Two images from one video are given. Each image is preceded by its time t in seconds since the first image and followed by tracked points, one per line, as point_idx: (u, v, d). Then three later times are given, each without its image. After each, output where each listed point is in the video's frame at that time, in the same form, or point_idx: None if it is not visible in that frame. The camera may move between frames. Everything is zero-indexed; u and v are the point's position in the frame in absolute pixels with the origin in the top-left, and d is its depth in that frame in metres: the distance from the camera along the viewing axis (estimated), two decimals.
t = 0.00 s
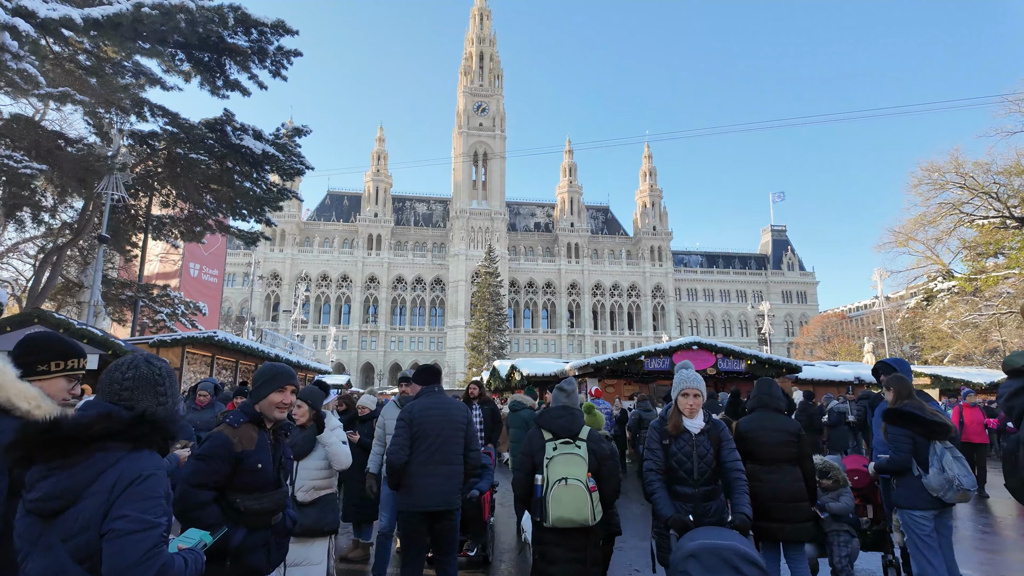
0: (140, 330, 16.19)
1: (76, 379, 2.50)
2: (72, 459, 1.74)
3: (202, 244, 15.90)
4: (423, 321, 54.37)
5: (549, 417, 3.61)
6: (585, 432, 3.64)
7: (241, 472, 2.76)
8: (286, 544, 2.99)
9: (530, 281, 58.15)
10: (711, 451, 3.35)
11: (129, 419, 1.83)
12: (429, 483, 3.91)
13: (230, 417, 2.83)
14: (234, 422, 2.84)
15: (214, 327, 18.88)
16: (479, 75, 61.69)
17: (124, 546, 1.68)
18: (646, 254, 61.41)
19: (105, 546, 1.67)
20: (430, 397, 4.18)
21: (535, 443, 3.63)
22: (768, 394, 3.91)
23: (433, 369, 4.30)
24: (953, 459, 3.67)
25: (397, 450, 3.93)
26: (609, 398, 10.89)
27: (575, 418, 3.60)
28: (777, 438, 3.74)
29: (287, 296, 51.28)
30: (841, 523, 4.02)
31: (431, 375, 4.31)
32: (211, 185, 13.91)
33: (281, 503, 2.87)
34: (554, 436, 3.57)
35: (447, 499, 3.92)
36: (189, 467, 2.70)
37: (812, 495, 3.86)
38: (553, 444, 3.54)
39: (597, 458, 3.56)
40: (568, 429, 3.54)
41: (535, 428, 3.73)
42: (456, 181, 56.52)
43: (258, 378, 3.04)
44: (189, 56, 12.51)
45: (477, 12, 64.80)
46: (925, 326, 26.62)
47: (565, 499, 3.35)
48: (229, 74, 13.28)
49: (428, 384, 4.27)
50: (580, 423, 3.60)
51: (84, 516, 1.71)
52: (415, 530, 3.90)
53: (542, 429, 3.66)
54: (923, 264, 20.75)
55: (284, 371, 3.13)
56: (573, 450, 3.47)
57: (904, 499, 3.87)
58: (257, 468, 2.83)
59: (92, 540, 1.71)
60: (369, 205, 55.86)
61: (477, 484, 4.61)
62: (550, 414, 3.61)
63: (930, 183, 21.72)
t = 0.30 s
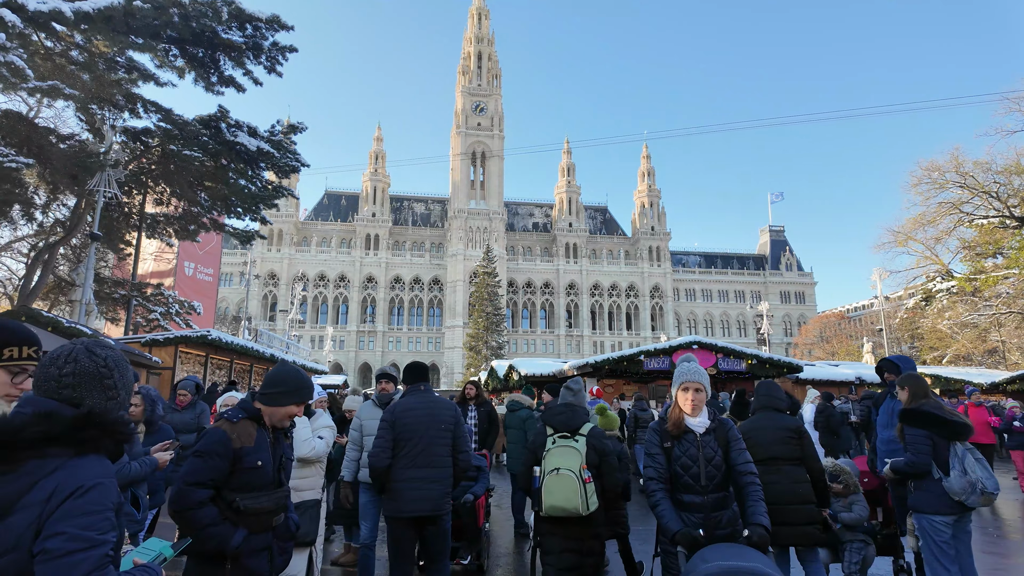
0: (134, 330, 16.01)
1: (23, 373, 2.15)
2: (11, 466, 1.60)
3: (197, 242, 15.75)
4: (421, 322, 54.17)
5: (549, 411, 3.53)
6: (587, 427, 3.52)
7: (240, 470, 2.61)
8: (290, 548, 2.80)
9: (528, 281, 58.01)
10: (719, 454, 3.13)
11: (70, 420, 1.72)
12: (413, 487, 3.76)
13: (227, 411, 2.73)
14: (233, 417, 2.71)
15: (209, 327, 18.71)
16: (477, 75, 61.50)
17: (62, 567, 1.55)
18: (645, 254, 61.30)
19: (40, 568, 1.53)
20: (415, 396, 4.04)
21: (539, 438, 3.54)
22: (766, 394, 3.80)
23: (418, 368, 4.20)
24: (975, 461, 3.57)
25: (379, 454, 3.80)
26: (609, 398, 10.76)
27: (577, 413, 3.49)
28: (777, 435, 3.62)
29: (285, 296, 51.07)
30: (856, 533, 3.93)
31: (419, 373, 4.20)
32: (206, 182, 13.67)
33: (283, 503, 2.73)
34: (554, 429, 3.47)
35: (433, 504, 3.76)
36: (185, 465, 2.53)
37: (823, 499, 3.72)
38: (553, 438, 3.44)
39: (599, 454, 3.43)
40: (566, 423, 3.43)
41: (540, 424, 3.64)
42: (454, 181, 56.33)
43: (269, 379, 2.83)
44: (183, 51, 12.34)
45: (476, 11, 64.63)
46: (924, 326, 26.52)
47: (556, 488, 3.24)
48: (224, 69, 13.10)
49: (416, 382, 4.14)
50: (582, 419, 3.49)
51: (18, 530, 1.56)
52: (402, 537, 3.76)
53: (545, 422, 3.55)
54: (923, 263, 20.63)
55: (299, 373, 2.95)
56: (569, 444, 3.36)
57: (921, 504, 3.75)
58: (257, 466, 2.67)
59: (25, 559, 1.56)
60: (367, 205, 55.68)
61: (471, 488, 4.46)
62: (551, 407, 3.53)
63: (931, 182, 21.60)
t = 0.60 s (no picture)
0: (130, 328, 15.86)
1: None
2: None
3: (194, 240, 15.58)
4: (420, 321, 54.01)
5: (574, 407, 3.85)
6: (609, 422, 3.82)
7: (251, 468, 2.46)
8: (296, 552, 2.71)
9: (527, 280, 57.86)
10: (746, 456, 2.84)
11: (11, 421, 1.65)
12: (407, 486, 3.61)
13: (239, 404, 2.58)
14: (245, 410, 2.55)
15: (206, 325, 18.57)
16: (477, 74, 61.25)
17: None
18: (644, 254, 61.13)
19: None
20: (412, 392, 3.91)
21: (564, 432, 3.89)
22: (793, 395, 3.65)
23: (419, 363, 4.08)
24: (1014, 460, 3.47)
25: (371, 452, 3.68)
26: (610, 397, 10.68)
27: (599, 408, 3.80)
28: (802, 434, 3.49)
29: (284, 295, 50.87)
30: (882, 541, 3.79)
31: (419, 367, 4.08)
32: (202, 178, 13.47)
33: (294, 504, 2.59)
34: (577, 423, 3.77)
35: (430, 505, 3.60)
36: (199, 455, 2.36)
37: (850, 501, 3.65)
38: (576, 430, 3.74)
39: (618, 446, 3.73)
40: (588, 418, 3.74)
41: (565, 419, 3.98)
42: (454, 180, 56.11)
43: (287, 372, 2.68)
44: (179, 45, 12.20)
45: (475, 10, 64.40)
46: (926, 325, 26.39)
47: (578, 478, 3.55)
48: (221, 64, 12.89)
49: (414, 377, 4.02)
50: (602, 414, 3.79)
51: None
52: (400, 540, 3.60)
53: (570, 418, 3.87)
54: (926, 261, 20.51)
55: (316, 370, 2.81)
56: (591, 437, 3.64)
57: (952, 506, 3.64)
58: (268, 464, 2.51)
59: None
60: (366, 204, 55.49)
61: (471, 490, 4.30)
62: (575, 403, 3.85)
63: (934, 180, 21.45)
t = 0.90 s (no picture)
0: (125, 326, 15.70)
1: None
2: None
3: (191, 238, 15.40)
4: (419, 320, 53.83)
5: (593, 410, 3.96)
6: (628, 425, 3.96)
7: (274, 486, 2.28)
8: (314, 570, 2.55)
9: (527, 280, 57.68)
10: (794, 475, 2.48)
11: None
12: (413, 493, 3.45)
13: (259, 414, 2.38)
14: (265, 421, 2.36)
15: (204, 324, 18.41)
16: (476, 73, 61.07)
17: None
18: (644, 253, 60.96)
19: None
20: (419, 394, 3.77)
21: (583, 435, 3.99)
22: (827, 396, 3.61)
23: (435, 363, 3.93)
24: None
25: (377, 456, 3.55)
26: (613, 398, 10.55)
27: (618, 411, 3.91)
28: (839, 437, 3.39)
29: (282, 294, 50.67)
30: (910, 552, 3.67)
31: (432, 368, 3.94)
32: (199, 174, 13.31)
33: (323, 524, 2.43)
34: (597, 427, 3.89)
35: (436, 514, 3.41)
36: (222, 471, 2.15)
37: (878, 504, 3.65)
38: (597, 433, 3.87)
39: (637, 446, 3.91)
40: (610, 421, 3.86)
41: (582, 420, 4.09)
42: (453, 179, 55.92)
43: (308, 377, 2.53)
44: (175, 39, 12.04)
45: (475, 9, 64.23)
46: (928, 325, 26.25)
47: (607, 480, 3.70)
48: (218, 59, 12.71)
49: (425, 379, 3.87)
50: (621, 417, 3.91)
51: None
52: (405, 550, 3.45)
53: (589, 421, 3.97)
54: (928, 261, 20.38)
55: (340, 374, 2.62)
56: (615, 439, 3.80)
57: (988, 516, 3.56)
58: (292, 481, 2.34)
59: None
60: (365, 203, 55.31)
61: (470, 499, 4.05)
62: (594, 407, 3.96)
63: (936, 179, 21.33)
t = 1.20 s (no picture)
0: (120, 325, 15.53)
1: None
2: None
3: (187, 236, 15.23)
4: (417, 321, 53.65)
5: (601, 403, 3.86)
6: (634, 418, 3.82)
7: (304, 495, 2.13)
8: None
9: (525, 280, 57.53)
10: (848, 479, 2.26)
11: None
12: (431, 497, 3.34)
13: (288, 413, 2.20)
14: (295, 422, 2.19)
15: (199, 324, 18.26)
16: (475, 73, 60.96)
17: None
18: (642, 253, 60.81)
19: None
20: (441, 391, 3.64)
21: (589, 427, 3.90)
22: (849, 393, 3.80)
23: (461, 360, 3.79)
24: None
25: (395, 453, 3.46)
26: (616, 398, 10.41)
27: (624, 405, 3.80)
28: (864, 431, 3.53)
29: (280, 294, 50.46)
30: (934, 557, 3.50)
31: (459, 365, 3.81)
32: (194, 172, 13.16)
33: (350, 534, 2.29)
34: (603, 419, 3.79)
35: (457, 519, 3.30)
36: (135, 520, 2.84)
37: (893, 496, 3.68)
38: (603, 426, 3.77)
39: (642, 441, 3.78)
40: (615, 414, 3.76)
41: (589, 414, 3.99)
42: (452, 179, 55.79)
43: (334, 372, 2.35)
44: (170, 34, 11.89)
45: (473, 9, 64.10)
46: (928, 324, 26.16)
47: (607, 471, 3.59)
48: (214, 54, 12.60)
49: (450, 376, 3.73)
50: (628, 411, 3.79)
51: None
52: (421, 558, 3.32)
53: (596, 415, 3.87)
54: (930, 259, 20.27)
55: (369, 369, 2.48)
56: (618, 432, 3.69)
57: (1002, 520, 3.48)
58: (322, 488, 2.18)
59: None
60: (363, 203, 55.13)
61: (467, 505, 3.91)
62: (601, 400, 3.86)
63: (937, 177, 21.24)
